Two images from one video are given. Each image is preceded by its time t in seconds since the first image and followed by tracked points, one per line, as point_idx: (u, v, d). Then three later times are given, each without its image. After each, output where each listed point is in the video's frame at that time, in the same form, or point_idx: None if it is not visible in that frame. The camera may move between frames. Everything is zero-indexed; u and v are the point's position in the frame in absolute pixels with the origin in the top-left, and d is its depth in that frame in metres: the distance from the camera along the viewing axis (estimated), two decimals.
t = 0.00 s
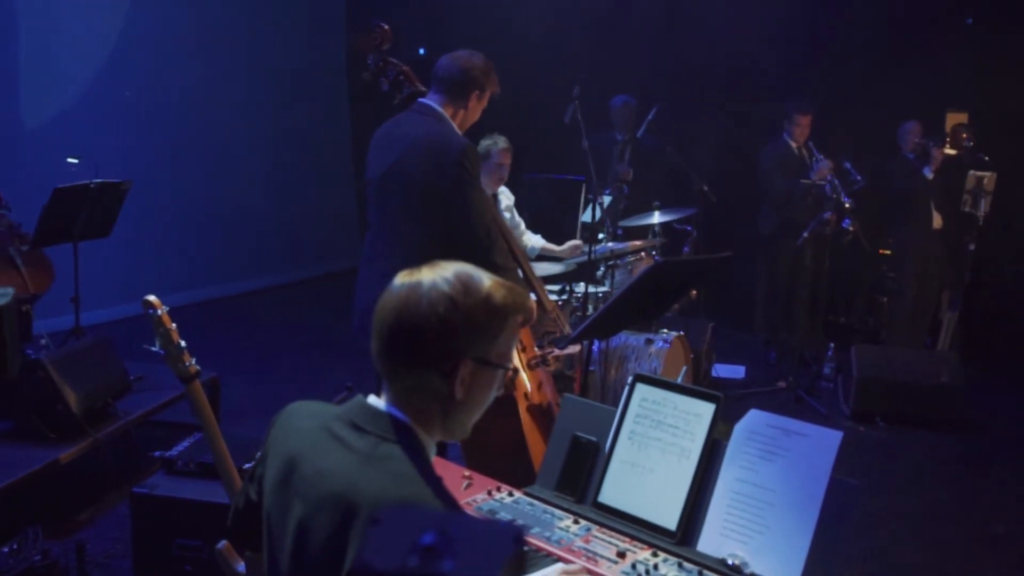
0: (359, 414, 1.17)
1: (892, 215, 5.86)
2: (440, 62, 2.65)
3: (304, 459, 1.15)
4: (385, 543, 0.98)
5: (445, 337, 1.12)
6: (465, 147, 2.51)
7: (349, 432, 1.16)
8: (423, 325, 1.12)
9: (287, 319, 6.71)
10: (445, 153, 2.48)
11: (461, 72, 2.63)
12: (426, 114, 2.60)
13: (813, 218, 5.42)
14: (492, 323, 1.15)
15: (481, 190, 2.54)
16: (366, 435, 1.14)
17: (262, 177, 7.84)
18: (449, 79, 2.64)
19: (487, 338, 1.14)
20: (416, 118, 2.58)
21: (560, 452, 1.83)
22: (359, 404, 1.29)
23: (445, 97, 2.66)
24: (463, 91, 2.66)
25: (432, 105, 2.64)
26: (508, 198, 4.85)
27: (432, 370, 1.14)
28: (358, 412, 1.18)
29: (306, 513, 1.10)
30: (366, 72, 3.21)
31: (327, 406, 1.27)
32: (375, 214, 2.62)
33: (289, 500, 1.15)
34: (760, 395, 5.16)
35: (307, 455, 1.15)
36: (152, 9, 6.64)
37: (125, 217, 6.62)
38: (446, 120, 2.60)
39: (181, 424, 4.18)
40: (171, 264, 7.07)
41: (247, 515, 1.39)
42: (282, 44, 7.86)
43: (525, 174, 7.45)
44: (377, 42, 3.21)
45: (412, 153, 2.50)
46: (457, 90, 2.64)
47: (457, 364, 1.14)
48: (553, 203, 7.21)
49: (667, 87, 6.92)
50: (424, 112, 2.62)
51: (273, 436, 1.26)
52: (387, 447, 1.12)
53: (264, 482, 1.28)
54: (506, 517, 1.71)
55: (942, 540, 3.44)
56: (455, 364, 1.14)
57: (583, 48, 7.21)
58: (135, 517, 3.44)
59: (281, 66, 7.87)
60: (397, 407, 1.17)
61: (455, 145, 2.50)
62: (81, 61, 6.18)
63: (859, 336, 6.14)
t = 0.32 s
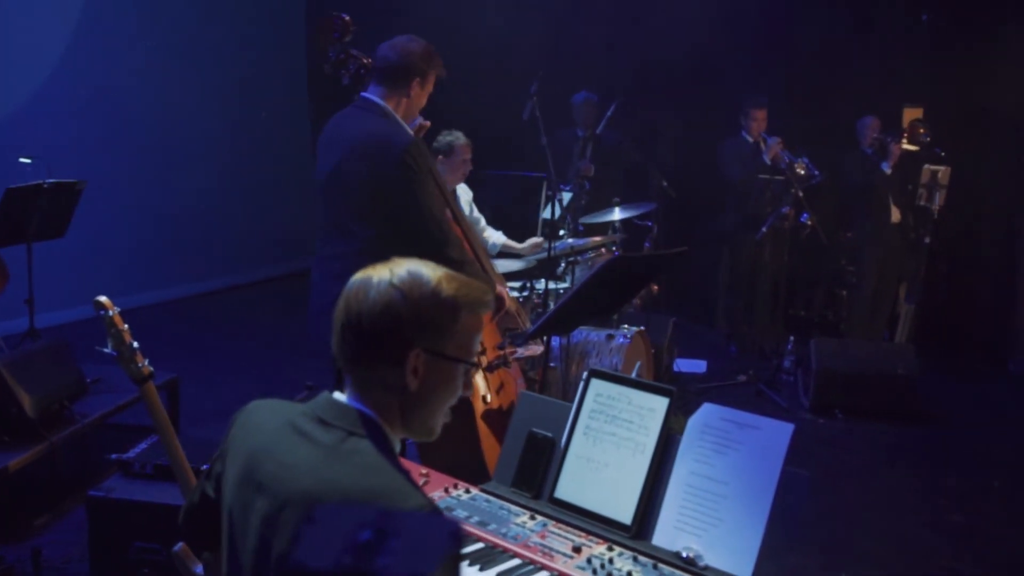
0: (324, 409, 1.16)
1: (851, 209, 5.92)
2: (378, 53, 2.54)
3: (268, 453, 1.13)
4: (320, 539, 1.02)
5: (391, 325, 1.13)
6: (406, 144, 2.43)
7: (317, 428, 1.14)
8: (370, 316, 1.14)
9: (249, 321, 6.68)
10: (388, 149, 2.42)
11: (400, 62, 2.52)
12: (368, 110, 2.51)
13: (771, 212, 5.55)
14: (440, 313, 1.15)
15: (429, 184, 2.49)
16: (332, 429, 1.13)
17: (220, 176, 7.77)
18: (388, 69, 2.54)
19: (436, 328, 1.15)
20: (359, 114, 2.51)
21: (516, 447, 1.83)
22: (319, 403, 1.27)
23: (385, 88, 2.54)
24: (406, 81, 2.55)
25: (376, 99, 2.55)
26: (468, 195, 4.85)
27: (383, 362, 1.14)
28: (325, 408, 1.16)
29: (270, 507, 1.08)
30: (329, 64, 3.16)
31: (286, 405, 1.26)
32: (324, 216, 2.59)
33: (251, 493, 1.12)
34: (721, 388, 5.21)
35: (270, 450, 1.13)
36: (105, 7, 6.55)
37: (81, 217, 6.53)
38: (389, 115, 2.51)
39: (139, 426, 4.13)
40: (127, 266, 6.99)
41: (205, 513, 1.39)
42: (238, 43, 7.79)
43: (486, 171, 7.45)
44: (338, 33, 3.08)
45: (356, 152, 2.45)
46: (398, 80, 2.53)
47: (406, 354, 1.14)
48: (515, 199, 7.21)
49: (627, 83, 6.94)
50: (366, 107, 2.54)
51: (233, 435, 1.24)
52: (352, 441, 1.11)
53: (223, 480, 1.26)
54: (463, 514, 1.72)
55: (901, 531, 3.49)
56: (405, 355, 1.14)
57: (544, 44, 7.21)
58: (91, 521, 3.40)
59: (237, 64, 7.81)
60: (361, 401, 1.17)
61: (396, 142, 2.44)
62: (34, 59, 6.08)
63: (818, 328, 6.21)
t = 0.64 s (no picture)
0: (333, 413, 1.15)
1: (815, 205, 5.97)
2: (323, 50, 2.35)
3: (270, 457, 1.11)
4: (267, 542, 1.06)
5: (388, 325, 1.14)
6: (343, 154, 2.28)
7: (324, 431, 1.14)
8: (366, 319, 1.15)
9: (216, 323, 6.64)
10: (325, 156, 2.28)
11: (342, 63, 2.32)
12: (310, 118, 2.35)
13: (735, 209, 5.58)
14: (434, 310, 1.17)
15: (374, 192, 2.33)
16: (341, 434, 1.13)
17: (181, 177, 7.71)
18: (331, 70, 2.34)
19: (432, 326, 1.17)
20: (299, 119, 2.36)
21: (478, 446, 1.83)
22: (310, 408, 1.27)
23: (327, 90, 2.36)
24: (349, 81, 2.34)
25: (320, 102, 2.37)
26: (434, 193, 4.84)
27: (383, 362, 1.15)
28: (331, 412, 1.16)
29: (275, 510, 1.07)
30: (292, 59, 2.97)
31: (275, 407, 1.25)
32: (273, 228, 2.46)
33: (240, 492, 1.11)
34: (688, 384, 5.25)
35: (269, 452, 1.12)
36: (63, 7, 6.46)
37: (39, 220, 6.45)
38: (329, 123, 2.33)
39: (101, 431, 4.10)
40: (87, 269, 6.91)
41: (173, 518, 1.37)
42: (198, 42, 7.74)
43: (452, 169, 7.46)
44: (301, 30, 2.90)
45: (295, 161, 2.32)
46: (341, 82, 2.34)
47: (407, 353, 1.15)
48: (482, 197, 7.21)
49: (591, 82, 6.98)
50: (310, 112, 2.36)
51: (222, 433, 1.23)
52: (362, 447, 1.11)
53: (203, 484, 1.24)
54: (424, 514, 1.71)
55: (864, 523, 3.53)
56: (404, 353, 1.15)
57: (507, 43, 7.23)
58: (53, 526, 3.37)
59: (197, 64, 7.75)
60: (361, 407, 1.17)
61: (335, 153, 2.28)
62: None
63: (782, 324, 6.27)
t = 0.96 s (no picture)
0: (284, 412, 1.16)
1: (777, 202, 6.02)
2: (284, 48, 2.33)
3: (216, 451, 1.12)
4: (211, 540, 1.06)
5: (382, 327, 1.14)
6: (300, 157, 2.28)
7: (273, 428, 1.14)
8: (363, 316, 1.14)
9: (178, 328, 6.58)
10: (282, 158, 2.27)
11: (303, 63, 2.31)
12: (268, 116, 2.32)
13: (697, 207, 5.53)
14: (422, 320, 1.19)
15: (329, 195, 2.33)
16: (291, 431, 1.14)
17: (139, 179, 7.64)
18: (289, 69, 2.32)
19: (413, 335, 1.18)
20: (255, 118, 2.34)
21: (439, 446, 1.83)
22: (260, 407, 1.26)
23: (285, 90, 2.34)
24: (308, 81, 2.33)
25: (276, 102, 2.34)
26: (396, 192, 4.83)
27: (365, 367, 1.15)
28: (284, 410, 1.17)
29: (219, 503, 1.07)
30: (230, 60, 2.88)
31: (229, 405, 1.25)
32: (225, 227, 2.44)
33: (188, 489, 1.11)
34: (652, 381, 5.27)
35: (217, 446, 1.13)
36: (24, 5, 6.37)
37: None
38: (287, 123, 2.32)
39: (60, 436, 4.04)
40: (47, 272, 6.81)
41: (129, 523, 1.36)
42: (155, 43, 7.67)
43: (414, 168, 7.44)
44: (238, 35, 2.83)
45: (250, 161, 2.30)
46: (300, 82, 2.32)
47: (394, 357, 1.16)
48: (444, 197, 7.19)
49: (550, 81, 7.00)
50: (267, 110, 2.34)
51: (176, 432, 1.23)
52: (312, 444, 1.12)
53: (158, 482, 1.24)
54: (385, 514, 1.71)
55: (826, 516, 3.57)
56: (391, 357, 1.16)
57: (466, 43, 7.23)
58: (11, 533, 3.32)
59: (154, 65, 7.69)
60: (328, 411, 1.16)
61: (292, 156, 2.28)
62: None
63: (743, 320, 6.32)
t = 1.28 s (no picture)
0: (201, 413, 1.15)
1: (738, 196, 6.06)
2: (236, 44, 2.30)
3: (141, 460, 1.12)
4: (156, 546, 1.06)
5: (308, 333, 1.16)
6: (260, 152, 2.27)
7: (193, 433, 1.13)
8: (292, 325, 1.15)
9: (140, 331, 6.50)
10: (241, 156, 2.25)
11: (257, 58, 2.28)
12: (222, 112, 2.28)
13: (658, 201, 5.62)
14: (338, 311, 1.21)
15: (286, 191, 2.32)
16: (212, 437, 1.12)
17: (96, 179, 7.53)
18: (244, 64, 2.30)
19: (333, 327, 1.20)
20: (209, 116, 2.31)
21: (400, 447, 1.81)
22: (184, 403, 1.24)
23: (240, 86, 2.31)
24: (263, 76, 2.31)
25: (229, 97, 2.31)
26: (356, 190, 4.79)
27: (290, 374, 1.16)
28: (203, 413, 1.15)
29: (147, 517, 1.08)
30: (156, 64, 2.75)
31: (157, 406, 1.23)
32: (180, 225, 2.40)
33: (121, 502, 1.12)
34: (619, 378, 5.26)
35: (143, 454, 1.13)
36: None
37: None
38: (245, 118, 2.29)
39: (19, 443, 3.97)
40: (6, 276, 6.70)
41: (76, 521, 1.34)
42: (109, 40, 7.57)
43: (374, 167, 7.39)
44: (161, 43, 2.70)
45: (209, 159, 2.27)
46: (255, 77, 2.30)
47: (318, 355, 1.19)
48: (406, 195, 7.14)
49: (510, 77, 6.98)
50: (220, 107, 2.30)
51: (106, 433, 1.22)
52: (231, 449, 1.11)
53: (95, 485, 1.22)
54: (346, 514, 1.70)
55: (794, 508, 3.60)
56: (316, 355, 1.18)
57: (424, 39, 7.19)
58: None
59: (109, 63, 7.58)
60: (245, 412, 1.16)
61: (252, 151, 2.26)
62: None
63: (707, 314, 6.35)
